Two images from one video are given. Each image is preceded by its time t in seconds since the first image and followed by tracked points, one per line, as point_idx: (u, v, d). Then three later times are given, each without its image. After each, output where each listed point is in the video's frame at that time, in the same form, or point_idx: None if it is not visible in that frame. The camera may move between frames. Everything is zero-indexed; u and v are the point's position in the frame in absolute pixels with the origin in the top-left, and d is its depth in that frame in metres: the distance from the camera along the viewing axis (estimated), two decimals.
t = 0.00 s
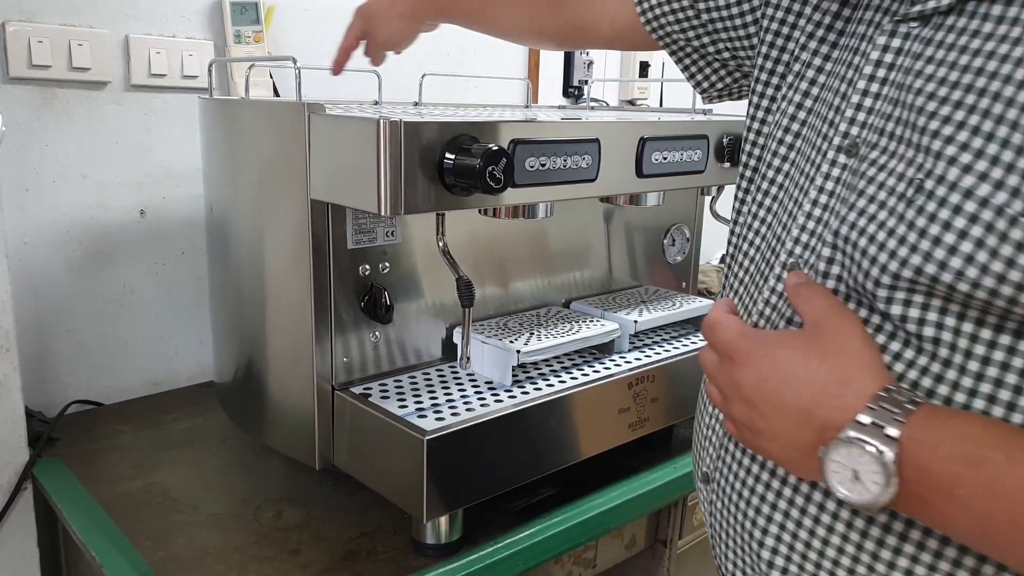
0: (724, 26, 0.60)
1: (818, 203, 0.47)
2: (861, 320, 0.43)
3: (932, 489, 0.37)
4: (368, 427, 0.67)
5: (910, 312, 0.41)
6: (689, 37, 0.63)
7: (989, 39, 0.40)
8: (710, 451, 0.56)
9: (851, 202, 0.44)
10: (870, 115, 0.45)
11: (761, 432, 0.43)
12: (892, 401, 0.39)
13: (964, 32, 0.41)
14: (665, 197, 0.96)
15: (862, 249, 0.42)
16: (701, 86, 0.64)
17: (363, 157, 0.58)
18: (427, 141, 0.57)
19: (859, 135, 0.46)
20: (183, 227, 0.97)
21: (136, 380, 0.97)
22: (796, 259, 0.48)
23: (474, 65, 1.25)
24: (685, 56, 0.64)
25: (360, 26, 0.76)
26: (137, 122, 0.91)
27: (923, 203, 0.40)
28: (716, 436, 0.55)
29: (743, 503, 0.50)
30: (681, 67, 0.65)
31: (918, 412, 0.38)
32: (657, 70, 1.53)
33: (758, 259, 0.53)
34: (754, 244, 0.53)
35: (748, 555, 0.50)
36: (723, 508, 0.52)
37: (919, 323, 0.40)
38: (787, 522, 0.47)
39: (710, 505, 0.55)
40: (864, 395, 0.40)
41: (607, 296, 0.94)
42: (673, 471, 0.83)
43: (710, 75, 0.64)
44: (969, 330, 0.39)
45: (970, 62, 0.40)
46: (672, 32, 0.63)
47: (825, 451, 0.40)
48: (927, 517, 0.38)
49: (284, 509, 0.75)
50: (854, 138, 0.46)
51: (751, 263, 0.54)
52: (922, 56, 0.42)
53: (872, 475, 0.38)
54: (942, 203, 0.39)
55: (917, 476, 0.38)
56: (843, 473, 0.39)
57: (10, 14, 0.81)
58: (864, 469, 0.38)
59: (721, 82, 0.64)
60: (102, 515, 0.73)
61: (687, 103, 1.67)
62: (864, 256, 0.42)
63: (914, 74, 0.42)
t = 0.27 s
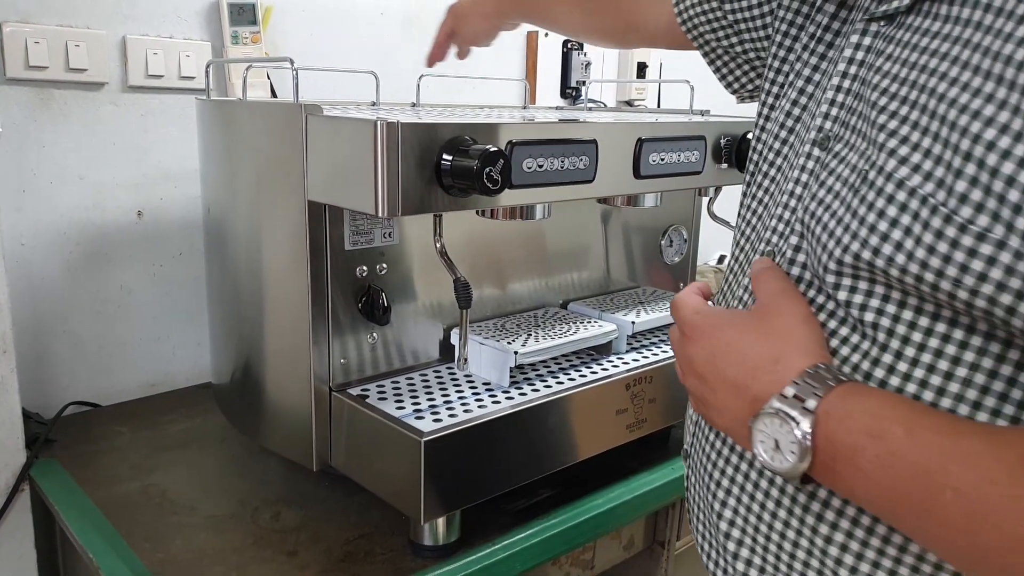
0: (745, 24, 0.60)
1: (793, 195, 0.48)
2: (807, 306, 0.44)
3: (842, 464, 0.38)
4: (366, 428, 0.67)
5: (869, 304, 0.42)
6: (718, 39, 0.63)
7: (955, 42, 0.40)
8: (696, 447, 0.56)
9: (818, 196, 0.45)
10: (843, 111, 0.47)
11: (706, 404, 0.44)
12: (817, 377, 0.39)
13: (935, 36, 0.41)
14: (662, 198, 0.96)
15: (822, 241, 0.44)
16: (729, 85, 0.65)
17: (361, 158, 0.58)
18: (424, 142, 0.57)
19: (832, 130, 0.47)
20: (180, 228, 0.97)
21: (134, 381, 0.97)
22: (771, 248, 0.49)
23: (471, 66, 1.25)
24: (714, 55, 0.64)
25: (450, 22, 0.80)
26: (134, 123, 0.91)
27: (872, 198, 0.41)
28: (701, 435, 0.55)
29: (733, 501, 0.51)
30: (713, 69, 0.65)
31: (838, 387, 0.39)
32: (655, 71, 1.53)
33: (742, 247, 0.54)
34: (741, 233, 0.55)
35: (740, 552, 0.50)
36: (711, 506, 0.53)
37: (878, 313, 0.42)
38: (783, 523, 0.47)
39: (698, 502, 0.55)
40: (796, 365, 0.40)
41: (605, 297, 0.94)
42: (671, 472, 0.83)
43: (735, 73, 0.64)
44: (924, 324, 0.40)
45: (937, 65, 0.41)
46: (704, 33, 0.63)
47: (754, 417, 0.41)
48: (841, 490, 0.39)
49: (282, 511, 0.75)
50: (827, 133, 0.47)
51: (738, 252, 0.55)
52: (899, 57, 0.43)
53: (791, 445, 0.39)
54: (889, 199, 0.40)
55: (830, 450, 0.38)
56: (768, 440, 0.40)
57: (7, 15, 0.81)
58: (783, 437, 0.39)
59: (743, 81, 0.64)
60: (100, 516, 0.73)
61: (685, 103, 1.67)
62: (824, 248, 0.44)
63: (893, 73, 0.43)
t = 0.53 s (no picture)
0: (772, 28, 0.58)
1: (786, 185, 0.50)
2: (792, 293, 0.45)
3: (803, 436, 0.39)
4: (367, 431, 0.67)
5: (845, 288, 0.43)
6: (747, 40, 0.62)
7: (940, 38, 0.41)
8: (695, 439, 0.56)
9: (807, 185, 0.47)
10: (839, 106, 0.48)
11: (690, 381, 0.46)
12: (788, 353, 0.40)
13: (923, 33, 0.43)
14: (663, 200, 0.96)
15: (806, 228, 0.46)
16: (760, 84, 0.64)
17: (361, 161, 0.58)
18: (424, 145, 0.58)
19: (827, 123, 0.49)
20: (181, 231, 0.98)
21: (135, 384, 0.98)
22: (763, 235, 0.51)
23: (472, 68, 1.25)
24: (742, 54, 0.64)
25: (535, 29, 0.84)
26: (135, 126, 0.91)
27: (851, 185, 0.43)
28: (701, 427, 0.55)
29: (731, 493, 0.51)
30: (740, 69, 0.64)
31: (808, 364, 0.40)
32: (655, 73, 1.53)
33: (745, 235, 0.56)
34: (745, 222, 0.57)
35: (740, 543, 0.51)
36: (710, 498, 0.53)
37: (854, 298, 0.43)
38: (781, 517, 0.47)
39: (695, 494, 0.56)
40: (771, 342, 0.41)
41: (605, 299, 0.95)
42: (671, 474, 0.84)
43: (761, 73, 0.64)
44: (895, 309, 0.41)
45: (919, 60, 0.42)
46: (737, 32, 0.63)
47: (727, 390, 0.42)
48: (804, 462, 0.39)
49: (283, 513, 0.75)
50: (825, 126, 0.49)
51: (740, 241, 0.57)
52: (891, 53, 0.44)
53: (759, 417, 0.40)
54: (865, 187, 0.42)
55: (792, 422, 0.39)
56: (739, 412, 0.41)
57: (9, 19, 0.81)
58: (752, 409, 0.40)
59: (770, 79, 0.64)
60: (101, 519, 0.73)
61: (685, 105, 1.67)
62: (807, 233, 0.46)
63: (889, 68, 0.44)
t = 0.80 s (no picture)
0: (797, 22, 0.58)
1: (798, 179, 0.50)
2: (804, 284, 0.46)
3: (812, 422, 0.39)
4: (368, 432, 0.67)
5: (853, 279, 0.44)
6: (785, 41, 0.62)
7: (955, 33, 0.41)
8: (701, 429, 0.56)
9: (819, 178, 0.47)
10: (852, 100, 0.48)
11: (700, 370, 0.47)
12: (799, 342, 0.41)
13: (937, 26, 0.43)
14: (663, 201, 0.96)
15: (817, 220, 0.46)
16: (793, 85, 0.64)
17: (361, 163, 0.58)
18: (424, 147, 0.57)
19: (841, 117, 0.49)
20: (181, 234, 0.97)
21: (134, 387, 0.97)
22: (775, 228, 0.52)
23: (471, 70, 1.25)
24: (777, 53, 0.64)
25: (602, 34, 0.86)
26: (134, 129, 0.91)
27: (863, 177, 0.43)
28: (708, 417, 0.56)
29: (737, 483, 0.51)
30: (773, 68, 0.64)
31: (817, 352, 0.41)
32: (654, 74, 1.53)
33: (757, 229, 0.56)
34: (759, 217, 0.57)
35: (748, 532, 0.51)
36: (718, 488, 0.53)
37: (861, 290, 0.43)
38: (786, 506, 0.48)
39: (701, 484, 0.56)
40: (782, 331, 0.42)
41: (605, 300, 0.95)
42: (672, 475, 0.83)
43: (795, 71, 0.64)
44: (903, 301, 0.41)
45: (932, 54, 0.42)
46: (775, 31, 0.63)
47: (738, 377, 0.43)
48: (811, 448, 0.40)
49: (284, 515, 0.75)
50: (836, 120, 0.49)
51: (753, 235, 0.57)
52: (906, 47, 0.44)
53: (769, 404, 0.41)
54: (877, 179, 0.42)
55: (801, 408, 0.40)
56: (749, 398, 0.42)
57: (7, 22, 0.81)
58: (762, 396, 0.41)
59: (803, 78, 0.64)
60: (101, 522, 0.73)
61: (684, 106, 1.67)
62: (818, 225, 0.46)
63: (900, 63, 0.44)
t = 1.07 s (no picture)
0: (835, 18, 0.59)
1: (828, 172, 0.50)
2: (826, 272, 0.47)
3: (839, 418, 0.42)
4: (366, 434, 0.67)
5: (881, 272, 0.44)
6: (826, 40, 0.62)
7: (994, 31, 0.41)
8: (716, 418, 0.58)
9: (848, 172, 0.48)
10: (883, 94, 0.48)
11: (723, 361, 0.49)
12: (825, 339, 0.43)
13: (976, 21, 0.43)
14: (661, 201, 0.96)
15: (846, 213, 0.46)
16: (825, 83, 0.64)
17: (359, 165, 0.58)
18: (421, 148, 0.57)
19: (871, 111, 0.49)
20: (179, 235, 0.97)
21: (133, 389, 0.97)
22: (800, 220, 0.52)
23: (468, 71, 1.25)
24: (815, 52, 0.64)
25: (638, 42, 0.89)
26: (131, 130, 0.91)
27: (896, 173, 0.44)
28: (724, 407, 0.57)
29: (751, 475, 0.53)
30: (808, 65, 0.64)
31: (842, 349, 0.42)
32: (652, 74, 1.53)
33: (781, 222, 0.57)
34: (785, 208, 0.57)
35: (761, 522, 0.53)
36: (732, 478, 0.54)
37: (888, 286, 0.44)
38: (802, 502, 0.49)
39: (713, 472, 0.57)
40: (806, 326, 0.44)
41: (603, 300, 0.95)
42: (671, 475, 0.84)
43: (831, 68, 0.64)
44: (931, 299, 0.42)
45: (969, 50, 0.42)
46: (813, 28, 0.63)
47: (763, 371, 0.45)
48: (834, 444, 0.42)
49: (283, 517, 0.75)
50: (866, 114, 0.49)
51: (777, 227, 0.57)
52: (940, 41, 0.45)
53: (795, 399, 0.43)
54: (911, 175, 0.43)
55: (828, 404, 0.42)
56: (773, 392, 0.44)
57: (4, 24, 0.81)
58: (787, 390, 0.43)
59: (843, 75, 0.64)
60: (100, 524, 0.73)
61: (682, 106, 1.67)
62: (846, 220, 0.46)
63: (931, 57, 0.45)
